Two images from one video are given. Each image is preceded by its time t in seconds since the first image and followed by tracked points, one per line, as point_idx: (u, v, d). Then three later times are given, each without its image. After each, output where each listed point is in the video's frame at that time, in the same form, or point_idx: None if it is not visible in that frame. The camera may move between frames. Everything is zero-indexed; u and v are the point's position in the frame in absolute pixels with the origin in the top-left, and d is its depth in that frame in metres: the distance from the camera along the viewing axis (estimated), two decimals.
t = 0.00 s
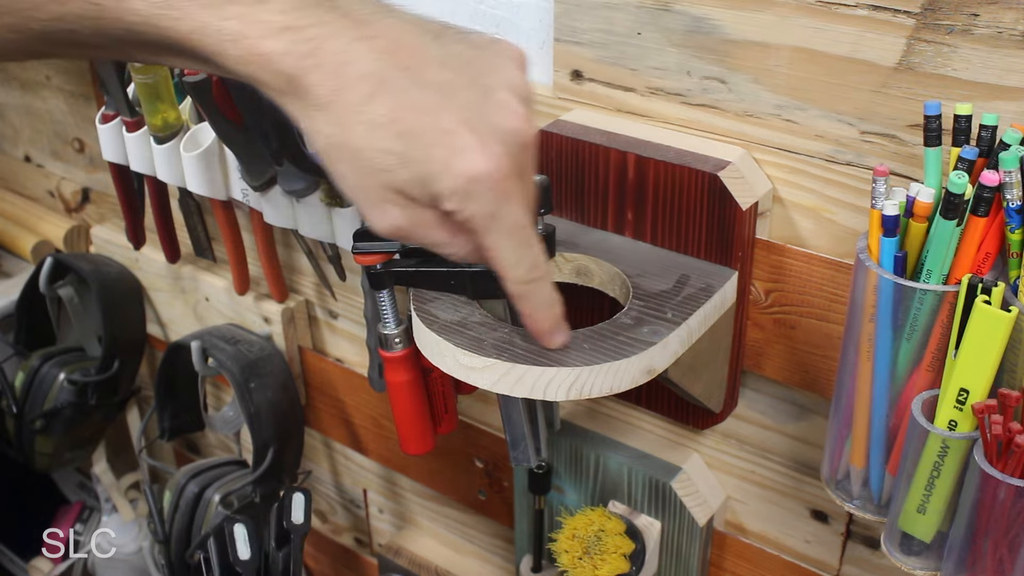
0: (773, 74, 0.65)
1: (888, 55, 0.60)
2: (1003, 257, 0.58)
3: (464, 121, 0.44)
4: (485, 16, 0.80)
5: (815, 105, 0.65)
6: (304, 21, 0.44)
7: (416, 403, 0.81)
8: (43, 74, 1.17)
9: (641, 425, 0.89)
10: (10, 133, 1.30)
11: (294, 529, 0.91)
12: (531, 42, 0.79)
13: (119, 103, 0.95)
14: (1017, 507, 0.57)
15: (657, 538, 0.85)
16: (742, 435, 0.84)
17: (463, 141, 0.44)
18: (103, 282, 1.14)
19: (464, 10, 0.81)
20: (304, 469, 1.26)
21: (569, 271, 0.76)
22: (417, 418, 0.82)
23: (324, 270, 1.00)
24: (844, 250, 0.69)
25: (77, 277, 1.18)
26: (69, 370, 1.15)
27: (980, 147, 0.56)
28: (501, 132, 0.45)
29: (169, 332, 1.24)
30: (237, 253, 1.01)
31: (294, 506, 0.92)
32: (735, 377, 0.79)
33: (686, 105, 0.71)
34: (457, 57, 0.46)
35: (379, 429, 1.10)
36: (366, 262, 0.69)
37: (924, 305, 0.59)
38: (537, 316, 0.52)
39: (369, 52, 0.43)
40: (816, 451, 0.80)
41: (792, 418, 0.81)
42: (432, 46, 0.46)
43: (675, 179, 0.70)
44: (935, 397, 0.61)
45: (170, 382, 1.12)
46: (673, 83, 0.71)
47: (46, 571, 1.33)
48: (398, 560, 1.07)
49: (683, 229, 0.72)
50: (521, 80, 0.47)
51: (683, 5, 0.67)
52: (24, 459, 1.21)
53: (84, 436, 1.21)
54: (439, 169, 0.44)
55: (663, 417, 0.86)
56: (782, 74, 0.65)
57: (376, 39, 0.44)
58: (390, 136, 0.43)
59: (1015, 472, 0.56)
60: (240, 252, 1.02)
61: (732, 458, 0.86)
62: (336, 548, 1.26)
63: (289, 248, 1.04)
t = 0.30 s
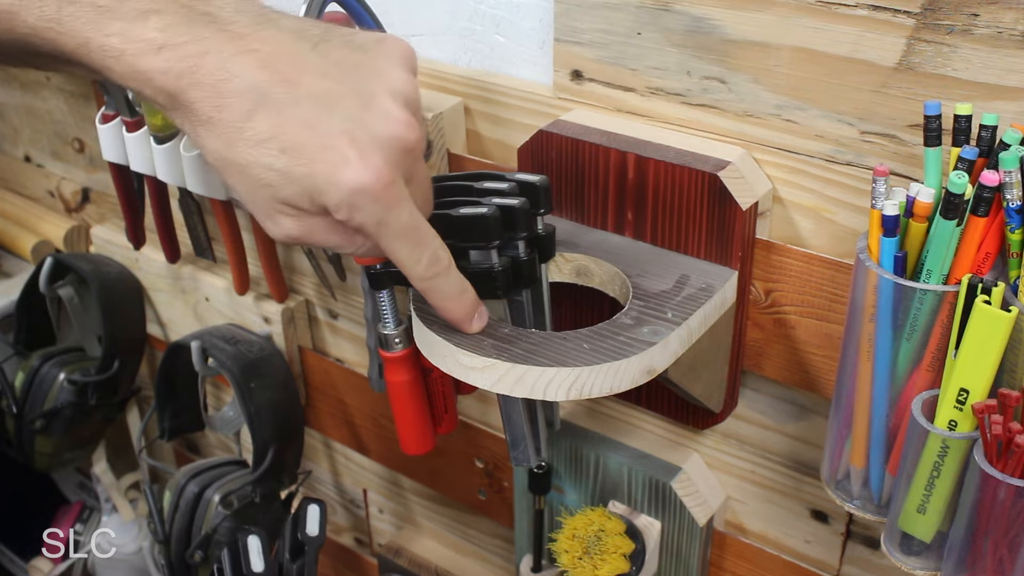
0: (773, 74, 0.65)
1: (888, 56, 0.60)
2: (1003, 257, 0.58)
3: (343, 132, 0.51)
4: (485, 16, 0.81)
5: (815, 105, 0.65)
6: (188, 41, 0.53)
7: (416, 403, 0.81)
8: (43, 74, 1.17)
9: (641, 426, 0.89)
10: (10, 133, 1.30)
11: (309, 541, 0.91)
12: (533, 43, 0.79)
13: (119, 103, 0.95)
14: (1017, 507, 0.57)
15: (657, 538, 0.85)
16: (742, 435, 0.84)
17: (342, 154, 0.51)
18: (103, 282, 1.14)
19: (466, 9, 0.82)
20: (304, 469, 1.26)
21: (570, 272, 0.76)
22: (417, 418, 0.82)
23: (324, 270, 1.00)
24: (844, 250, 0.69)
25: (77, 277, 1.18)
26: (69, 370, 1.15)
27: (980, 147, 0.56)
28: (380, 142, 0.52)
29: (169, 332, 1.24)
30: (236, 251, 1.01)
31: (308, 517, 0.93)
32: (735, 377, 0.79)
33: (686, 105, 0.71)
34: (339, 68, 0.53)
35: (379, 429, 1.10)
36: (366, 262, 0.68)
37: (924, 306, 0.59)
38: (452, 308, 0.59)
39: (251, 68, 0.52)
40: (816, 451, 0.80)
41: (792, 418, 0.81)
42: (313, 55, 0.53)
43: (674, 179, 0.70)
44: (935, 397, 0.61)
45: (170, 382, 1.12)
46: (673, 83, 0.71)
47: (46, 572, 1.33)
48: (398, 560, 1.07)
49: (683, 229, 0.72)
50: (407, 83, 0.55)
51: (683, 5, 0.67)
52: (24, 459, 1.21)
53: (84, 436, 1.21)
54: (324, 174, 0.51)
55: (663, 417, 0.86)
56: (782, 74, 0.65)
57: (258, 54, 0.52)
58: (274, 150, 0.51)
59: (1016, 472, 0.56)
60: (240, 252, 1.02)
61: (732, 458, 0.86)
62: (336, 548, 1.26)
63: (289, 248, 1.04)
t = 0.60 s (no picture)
0: (773, 74, 0.65)
1: (888, 56, 0.60)
2: (1003, 257, 0.58)
3: None
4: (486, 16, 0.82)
5: (815, 105, 0.65)
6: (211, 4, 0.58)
7: (416, 402, 0.81)
8: (42, 74, 1.17)
9: (641, 426, 0.90)
10: (10, 133, 1.30)
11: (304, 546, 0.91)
12: (533, 43, 0.79)
13: (119, 103, 0.95)
14: (1017, 507, 0.57)
15: (657, 538, 0.85)
16: (742, 435, 0.84)
17: None
18: (103, 282, 1.14)
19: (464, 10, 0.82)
20: (304, 469, 1.26)
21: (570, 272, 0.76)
22: (417, 418, 0.82)
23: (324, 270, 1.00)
24: (844, 250, 0.69)
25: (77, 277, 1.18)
26: (69, 370, 1.15)
27: (980, 147, 0.56)
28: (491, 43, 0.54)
29: (169, 332, 1.24)
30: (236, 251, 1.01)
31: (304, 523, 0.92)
32: (735, 377, 0.79)
33: (686, 105, 0.71)
34: None
35: (379, 429, 1.10)
36: (366, 262, 0.69)
37: (924, 306, 0.59)
38: None
39: None
40: (817, 451, 0.80)
41: (792, 418, 0.81)
42: None
43: (673, 179, 0.70)
44: (935, 397, 0.61)
45: (170, 382, 1.12)
46: (673, 83, 0.71)
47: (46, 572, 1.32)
48: (398, 560, 1.07)
49: (683, 230, 0.72)
50: None
51: (683, 5, 0.67)
52: (24, 459, 1.21)
53: (83, 436, 1.21)
54: None
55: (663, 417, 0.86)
56: (782, 74, 0.65)
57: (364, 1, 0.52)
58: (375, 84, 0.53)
59: (1015, 472, 0.56)
60: (241, 252, 1.02)
61: (732, 458, 0.86)
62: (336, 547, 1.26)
63: (289, 248, 1.04)
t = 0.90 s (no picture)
0: (773, 74, 0.65)
1: (888, 56, 0.60)
2: (1003, 257, 0.58)
3: None
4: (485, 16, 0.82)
5: (815, 105, 0.65)
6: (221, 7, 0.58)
7: (415, 404, 0.81)
8: (42, 74, 1.17)
9: (641, 426, 0.90)
10: (10, 133, 1.30)
11: (313, 552, 0.91)
12: (533, 42, 0.79)
13: (120, 103, 0.95)
14: (1017, 507, 0.57)
15: (657, 538, 0.85)
16: (742, 435, 0.84)
17: None
18: (104, 282, 1.14)
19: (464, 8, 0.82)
20: (304, 469, 1.26)
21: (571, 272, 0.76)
22: (417, 418, 0.82)
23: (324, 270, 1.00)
24: (844, 250, 0.69)
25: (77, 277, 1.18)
26: (69, 370, 1.15)
27: (980, 147, 0.56)
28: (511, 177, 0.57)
29: (169, 333, 1.24)
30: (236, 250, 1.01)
31: (313, 529, 0.92)
32: (735, 377, 0.79)
33: (686, 105, 0.71)
34: None
35: (379, 429, 1.10)
36: (366, 262, 0.68)
37: (924, 305, 0.59)
38: None
39: None
40: (817, 451, 0.80)
41: (792, 418, 0.81)
42: None
43: (673, 179, 0.70)
44: (935, 397, 0.61)
45: (170, 382, 1.12)
46: (673, 83, 0.71)
47: (47, 572, 1.32)
48: (398, 560, 1.07)
49: (682, 230, 0.72)
50: None
51: (683, 5, 0.67)
52: (24, 459, 1.21)
53: (83, 436, 1.21)
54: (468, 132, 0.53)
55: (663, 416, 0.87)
56: (782, 74, 0.65)
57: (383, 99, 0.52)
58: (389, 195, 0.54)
59: (1016, 472, 0.56)
60: (241, 252, 1.02)
61: (732, 458, 0.86)
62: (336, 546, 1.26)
63: (289, 248, 1.04)
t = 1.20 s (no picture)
0: (773, 74, 0.65)
1: (888, 55, 0.60)
2: (1003, 257, 0.58)
3: None
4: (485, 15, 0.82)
5: (815, 105, 0.65)
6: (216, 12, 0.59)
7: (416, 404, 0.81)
8: (42, 74, 1.17)
9: (641, 426, 0.90)
10: (10, 133, 1.30)
11: (315, 557, 0.91)
12: (532, 42, 0.79)
13: (120, 103, 0.95)
14: (1017, 507, 0.57)
15: (657, 537, 0.85)
16: (742, 435, 0.84)
17: None
18: (104, 282, 1.14)
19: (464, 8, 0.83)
20: (304, 469, 1.26)
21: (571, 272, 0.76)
22: (417, 418, 0.82)
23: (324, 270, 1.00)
24: (844, 250, 0.69)
25: (77, 277, 1.18)
26: (69, 370, 1.15)
27: (980, 147, 0.56)
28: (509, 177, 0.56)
29: (169, 333, 1.24)
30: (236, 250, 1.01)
31: (315, 535, 0.92)
32: (735, 377, 0.79)
33: (686, 105, 0.71)
34: None
35: (379, 429, 1.10)
36: (366, 263, 0.67)
37: (923, 305, 0.59)
38: None
39: None
40: (817, 452, 0.80)
41: (792, 419, 0.81)
42: None
43: (673, 179, 0.70)
44: (935, 397, 0.61)
45: (170, 382, 1.12)
46: (673, 83, 0.71)
47: (47, 571, 1.32)
48: (398, 560, 1.07)
49: (682, 230, 0.72)
50: None
51: (683, 5, 0.67)
52: (25, 459, 1.21)
53: (83, 436, 1.21)
54: (462, 133, 0.53)
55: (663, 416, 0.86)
56: (782, 74, 0.65)
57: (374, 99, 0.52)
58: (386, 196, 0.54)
59: (1016, 472, 0.56)
60: (241, 252, 1.02)
61: (732, 458, 0.86)
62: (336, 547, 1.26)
63: (289, 248, 1.04)
